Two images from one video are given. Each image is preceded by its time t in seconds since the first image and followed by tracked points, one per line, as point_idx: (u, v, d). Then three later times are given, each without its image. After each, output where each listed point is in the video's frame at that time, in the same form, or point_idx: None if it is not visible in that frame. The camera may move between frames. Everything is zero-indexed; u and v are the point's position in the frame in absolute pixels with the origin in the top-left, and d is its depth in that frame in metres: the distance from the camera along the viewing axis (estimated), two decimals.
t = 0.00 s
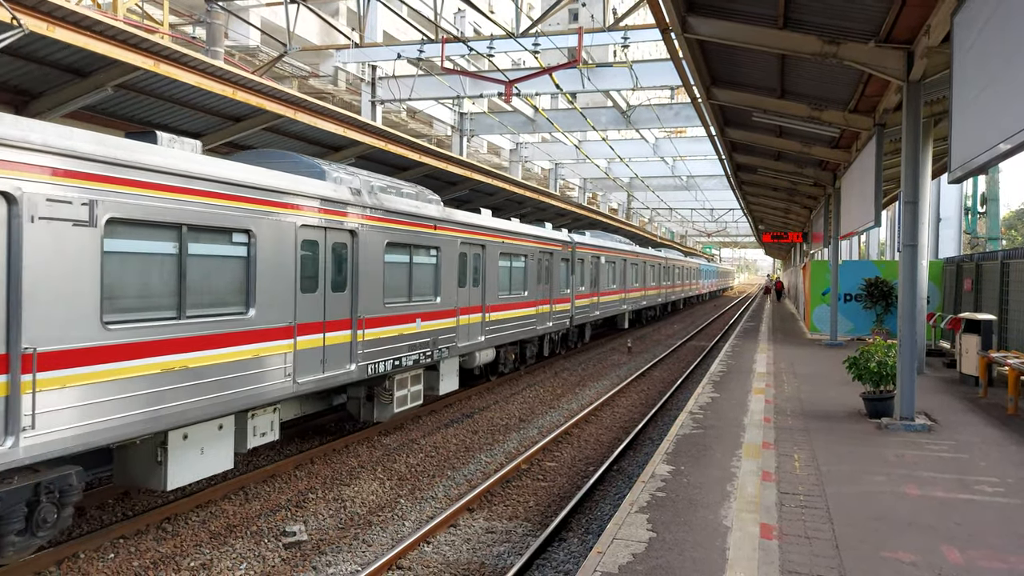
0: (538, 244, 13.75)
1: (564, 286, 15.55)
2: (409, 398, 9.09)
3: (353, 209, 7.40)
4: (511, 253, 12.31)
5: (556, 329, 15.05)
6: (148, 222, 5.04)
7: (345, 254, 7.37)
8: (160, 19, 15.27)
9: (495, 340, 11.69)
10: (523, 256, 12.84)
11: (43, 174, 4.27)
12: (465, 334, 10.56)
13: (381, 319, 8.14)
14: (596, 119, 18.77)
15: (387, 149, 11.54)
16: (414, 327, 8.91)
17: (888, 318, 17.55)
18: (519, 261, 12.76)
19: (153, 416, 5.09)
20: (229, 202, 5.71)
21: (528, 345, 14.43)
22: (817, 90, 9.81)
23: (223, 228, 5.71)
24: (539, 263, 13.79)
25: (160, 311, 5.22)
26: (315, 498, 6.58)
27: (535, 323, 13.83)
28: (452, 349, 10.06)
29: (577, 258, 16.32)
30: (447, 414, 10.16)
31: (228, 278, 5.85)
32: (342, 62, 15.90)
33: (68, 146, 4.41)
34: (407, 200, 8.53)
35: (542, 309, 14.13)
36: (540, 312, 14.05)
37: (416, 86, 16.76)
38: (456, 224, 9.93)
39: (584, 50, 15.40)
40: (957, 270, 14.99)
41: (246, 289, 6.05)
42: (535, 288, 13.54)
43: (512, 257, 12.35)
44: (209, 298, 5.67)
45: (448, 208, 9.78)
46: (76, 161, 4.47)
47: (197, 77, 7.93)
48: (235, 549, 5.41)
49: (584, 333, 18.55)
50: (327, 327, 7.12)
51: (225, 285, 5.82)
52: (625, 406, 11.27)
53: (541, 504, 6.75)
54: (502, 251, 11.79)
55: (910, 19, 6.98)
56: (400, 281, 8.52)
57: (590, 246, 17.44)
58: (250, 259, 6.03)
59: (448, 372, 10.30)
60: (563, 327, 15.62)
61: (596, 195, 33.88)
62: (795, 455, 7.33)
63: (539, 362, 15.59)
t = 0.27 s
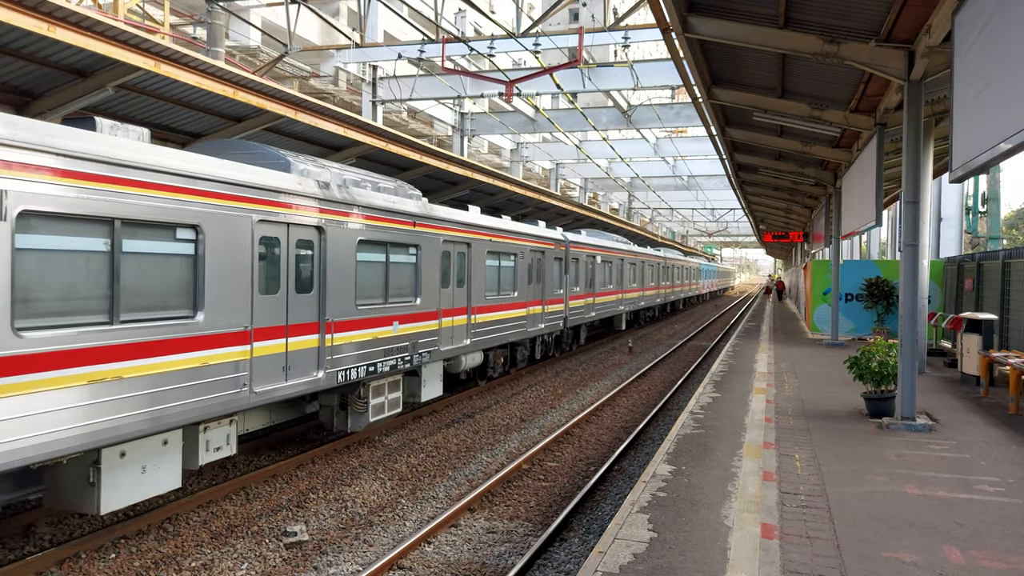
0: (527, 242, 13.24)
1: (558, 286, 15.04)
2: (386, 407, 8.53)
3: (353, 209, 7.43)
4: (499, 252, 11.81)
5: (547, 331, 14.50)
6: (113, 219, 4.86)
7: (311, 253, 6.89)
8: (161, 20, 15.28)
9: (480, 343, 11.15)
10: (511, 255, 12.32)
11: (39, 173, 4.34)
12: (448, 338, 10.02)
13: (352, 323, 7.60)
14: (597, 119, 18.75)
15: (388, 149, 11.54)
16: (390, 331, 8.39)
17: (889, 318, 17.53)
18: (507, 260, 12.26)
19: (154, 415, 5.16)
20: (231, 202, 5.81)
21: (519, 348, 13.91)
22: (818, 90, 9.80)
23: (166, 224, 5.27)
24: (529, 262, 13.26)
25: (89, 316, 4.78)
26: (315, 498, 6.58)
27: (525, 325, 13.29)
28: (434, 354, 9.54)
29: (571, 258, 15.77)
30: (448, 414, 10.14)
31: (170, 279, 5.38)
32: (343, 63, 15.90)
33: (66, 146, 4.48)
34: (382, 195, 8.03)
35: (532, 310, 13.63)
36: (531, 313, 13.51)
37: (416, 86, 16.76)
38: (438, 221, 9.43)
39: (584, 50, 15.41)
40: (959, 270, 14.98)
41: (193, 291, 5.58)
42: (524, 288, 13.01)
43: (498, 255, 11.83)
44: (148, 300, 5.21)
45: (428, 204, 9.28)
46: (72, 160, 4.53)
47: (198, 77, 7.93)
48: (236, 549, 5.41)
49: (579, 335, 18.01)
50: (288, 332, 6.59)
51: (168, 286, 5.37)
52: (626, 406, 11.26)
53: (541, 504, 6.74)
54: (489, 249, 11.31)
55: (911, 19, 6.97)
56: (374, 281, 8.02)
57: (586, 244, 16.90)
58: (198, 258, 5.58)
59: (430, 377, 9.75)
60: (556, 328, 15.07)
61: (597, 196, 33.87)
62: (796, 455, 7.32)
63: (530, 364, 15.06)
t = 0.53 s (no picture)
0: (518, 240, 12.72)
1: (550, 286, 14.55)
2: (360, 416, 7.95)
3: (357, 208, 7.45)
4: (487, 251, 11.28)
5: (539, 333, 14.00)
6: (32, 210, 4.25)
7: (273, 249, 6.29)
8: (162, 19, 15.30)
9: (465, 346, 10.54)
10: (500, 254, 11.78)
11: (40, 172, 4.25)
12: (430, 340, 9.41)
13: (322, 325, 7.00)
14: (597, 118, 18.76)
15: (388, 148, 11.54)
16: (366, 333, 7.80)
17: (890, 317, 17.53)
18: (496, 259, 11.71)
19: (155, 415, 5.08)
20: (237, 201, 5.80)
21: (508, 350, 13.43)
22: (819, 89, 9.80)
23: (98, 216, 4.67)
24: (519, 262, 12.74)
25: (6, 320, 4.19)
26: (315, 497, 6.58)
27: (515, 326, 12.77)
28: (416, 358, 8.94)
29: (564, 257, 15.29)
30: (448, 413, 10.14)
31: (106, 278, 4.80)
32: (343, 62, 15.91)
33: (68, 144, 4.40)
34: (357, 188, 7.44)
35: (522, 311, 13.10)
36: (521, 314, 12.98)
37: (417, 85, 16.77)
38: (420, 216, 8.84)
39: (585, 49, 15.41)
40: (959, 269, 14.97)
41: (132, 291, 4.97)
42: (513, 289, 12.44)
43: (486, 254, 11.26)
44: (78, 302, 4.62)
45: (410, 197, 8.68)
46: (74, 159, 4.45)
47: (198, 76, 7.95)
48: (237, 548, 5.41)
49: (573, 336, 17.52)
50: (247, 336, 5.98)
51: (104, 286, 4.77)
52: (626, 406, 11.25)
53: (542, 503, 6.74)
54: (477, 248, 10.77)
55: (912, 18, 6.96)
56: (346, 280, 7.44)
57: (580, 242, 16.43)
58: (136, 254, 4.96)
59: (411, 382, 9.19)
60: (548, 330, 14.57)
61: (597, 195, 33.89)
62: (796, 455, 7.32)
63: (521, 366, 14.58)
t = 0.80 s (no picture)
0: (507, 238, 12.25)
1: (542, 285, 14.10)
2: (334, 424, 7.41)
3: (358, 208, 7.49)
4: (475, 249, 10.76)
5: (531, 334, 13.52)
6: None
7: (230, 246, 5.79)
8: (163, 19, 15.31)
9: (450, 350, 9.98)
10: (489, 252, 11.30)
11: (42, 172, 4.27)
12: (411, 343, 8.86)
13: (286, 328, 6.45)
14: (598, 117, 18.76)
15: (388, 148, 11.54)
16: (339, 336, 7.25)
17: (891, 316, 17.52)
18: (484, 258, 11.21)
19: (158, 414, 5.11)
20: (241, 201, 5.82)
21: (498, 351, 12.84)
22: (819, 87, 9.80)
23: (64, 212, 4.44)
24: (508, 261, 12.23)
25: None
26: (317, 496, 6.59)
27: (505, 327, 12.26)
28: (395, 363, 8.40)
29: (557, 255, 14.85)
30: (449, 412, 10.14)
31: (31, 280, 4.32)
32: (343, 61, 15.92)
33: (70, 145, 4.41)
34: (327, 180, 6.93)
35: (512, 312, 12.55)
36: (511, 315, 12.47)
37: (417, 84, 16.78)
38: (399, 212, 8.32)
39: (585, 48, 15.41)
40: (960, 267, 14.96)
41: (61, 293, 4.49)
42: (501, 289, 11.92)
43: (473, 252, 10.75)
44: None
45: (389, 191, 8.17)
46: (77, 160, 4.46)
47: (199, 76, 7.95)
48: (238, 547, 5.42)
49: (567, 337, 17.04)
50: (199, 341, 5.47)
51: (26, 287, 4.29)
52: (627, 404, 11.25)
53: (542, 502, 6.74)
54: (462, 245, 10.25)
55: (912, 16, 6.95)
56: (315, 279, 6.92)
57: (573, 240, 16.00)
58: (66, 251, 4.47)
59: (392, 388, 8.64)
60: (540, 331, 14.06)
61: (598, 194, 33.88)
62: (797, 453, 7.32)
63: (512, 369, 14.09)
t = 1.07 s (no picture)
0: (498, 235, 11.82)
1: (535, 284, 13.70)
2: (306, 433, 6.96)
3: (358, 206, 7.53)
4: (460, 247, 10.32)
5: (523, 335, 13.10)
6: None
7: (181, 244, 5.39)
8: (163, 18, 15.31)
9: (434, 353, 9.53)
10: (477, 250, 10.88)
11: (41, 170, 4.32)
12: (391, 346, 8.41)
13: (248, 331, 6.03)
14: (599, 115, 18.75)
15: (389, 146, 11.52)
16: (309, 339, 6.80)
17: (892, 314, 17.50)
18: (472, 256, 10.80)
19: (156, 413, 5.18)
20: (243, 201, 5.89)
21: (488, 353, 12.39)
22: (819, 85, 9.80)
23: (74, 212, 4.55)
24: (497, 259, 11.81)
25: None
26: (317, 494, 6.59)
27: (494, 328, 11.83)
28: (373, 367, 7.95)
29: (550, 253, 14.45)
30: (450, 410, 10.14)
31: None
32: (344, 60, 15.92)
33: (70, 144, 4.47)
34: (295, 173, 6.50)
35: (501, 313, 12.08)
36: (500, 315, 12.05)
37: (418, 82, 16.78)
38: (377, 208, 7.87)
39: (586, 46, 15.40)
40: (961, 266, 14.95)
41: None
42: (490, 288, 11.49)
43: (460, 250, 10.32)
44: None
45: (366, 185, 7.73)
46: (77, 159, 4.53)
47: (199, 74, 7.95)
48: (239, 545, 5.42)
49: (562, 338, 16.63)
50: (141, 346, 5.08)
51: None
52: (628, 403, 11.25)
53: (544, 500, 6.74)
54: (447, 243, 9.81)
55: (914, 14, 6.93)
56: (281, 278, 6.50)
57: (567, 238, 15.61)
58: None
59: (371, 393, 8.20)
60: (532, 332, 13.64)
61: (598, 193, 33.87)
62: (798, 452, 7.32)
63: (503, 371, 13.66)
